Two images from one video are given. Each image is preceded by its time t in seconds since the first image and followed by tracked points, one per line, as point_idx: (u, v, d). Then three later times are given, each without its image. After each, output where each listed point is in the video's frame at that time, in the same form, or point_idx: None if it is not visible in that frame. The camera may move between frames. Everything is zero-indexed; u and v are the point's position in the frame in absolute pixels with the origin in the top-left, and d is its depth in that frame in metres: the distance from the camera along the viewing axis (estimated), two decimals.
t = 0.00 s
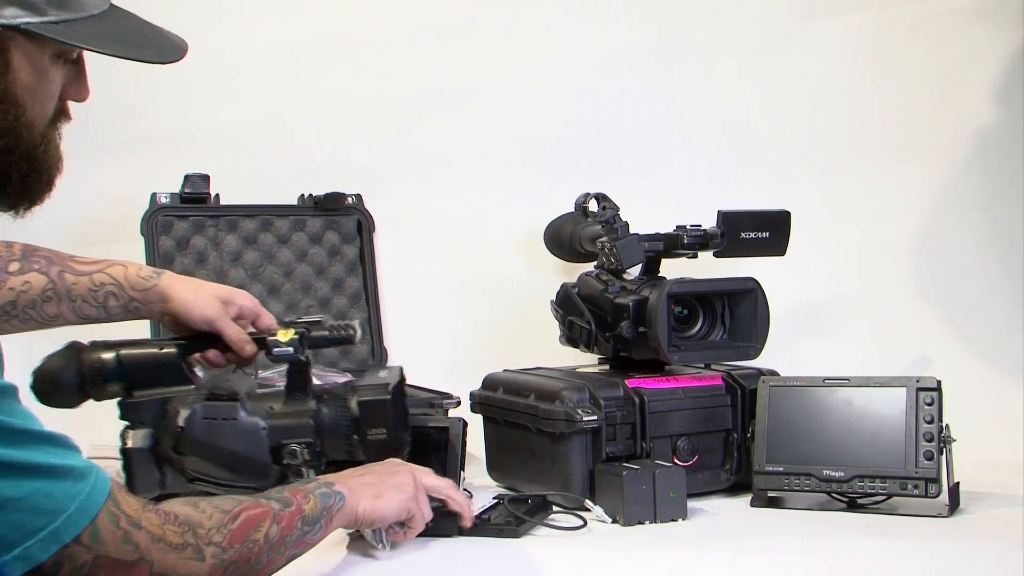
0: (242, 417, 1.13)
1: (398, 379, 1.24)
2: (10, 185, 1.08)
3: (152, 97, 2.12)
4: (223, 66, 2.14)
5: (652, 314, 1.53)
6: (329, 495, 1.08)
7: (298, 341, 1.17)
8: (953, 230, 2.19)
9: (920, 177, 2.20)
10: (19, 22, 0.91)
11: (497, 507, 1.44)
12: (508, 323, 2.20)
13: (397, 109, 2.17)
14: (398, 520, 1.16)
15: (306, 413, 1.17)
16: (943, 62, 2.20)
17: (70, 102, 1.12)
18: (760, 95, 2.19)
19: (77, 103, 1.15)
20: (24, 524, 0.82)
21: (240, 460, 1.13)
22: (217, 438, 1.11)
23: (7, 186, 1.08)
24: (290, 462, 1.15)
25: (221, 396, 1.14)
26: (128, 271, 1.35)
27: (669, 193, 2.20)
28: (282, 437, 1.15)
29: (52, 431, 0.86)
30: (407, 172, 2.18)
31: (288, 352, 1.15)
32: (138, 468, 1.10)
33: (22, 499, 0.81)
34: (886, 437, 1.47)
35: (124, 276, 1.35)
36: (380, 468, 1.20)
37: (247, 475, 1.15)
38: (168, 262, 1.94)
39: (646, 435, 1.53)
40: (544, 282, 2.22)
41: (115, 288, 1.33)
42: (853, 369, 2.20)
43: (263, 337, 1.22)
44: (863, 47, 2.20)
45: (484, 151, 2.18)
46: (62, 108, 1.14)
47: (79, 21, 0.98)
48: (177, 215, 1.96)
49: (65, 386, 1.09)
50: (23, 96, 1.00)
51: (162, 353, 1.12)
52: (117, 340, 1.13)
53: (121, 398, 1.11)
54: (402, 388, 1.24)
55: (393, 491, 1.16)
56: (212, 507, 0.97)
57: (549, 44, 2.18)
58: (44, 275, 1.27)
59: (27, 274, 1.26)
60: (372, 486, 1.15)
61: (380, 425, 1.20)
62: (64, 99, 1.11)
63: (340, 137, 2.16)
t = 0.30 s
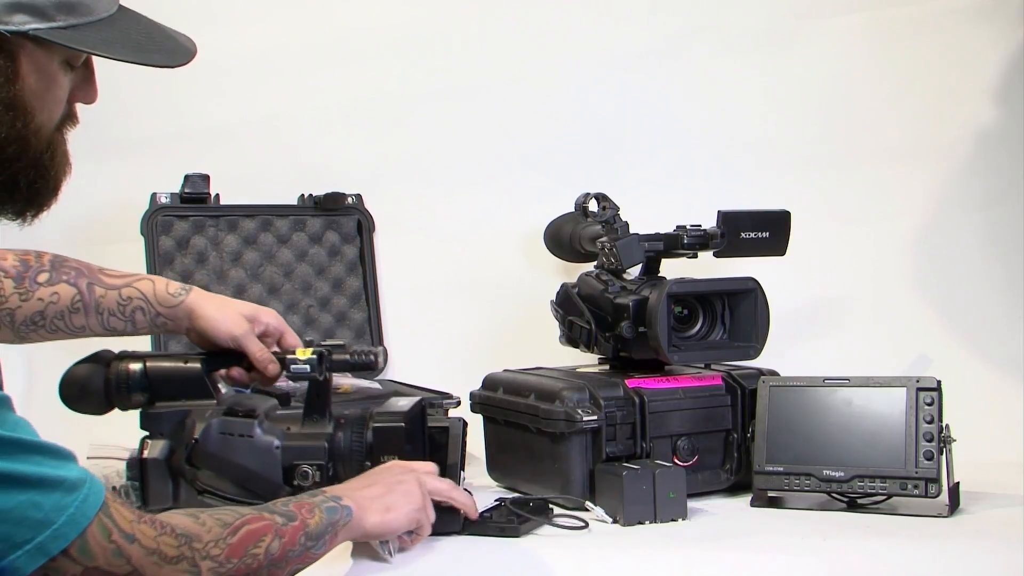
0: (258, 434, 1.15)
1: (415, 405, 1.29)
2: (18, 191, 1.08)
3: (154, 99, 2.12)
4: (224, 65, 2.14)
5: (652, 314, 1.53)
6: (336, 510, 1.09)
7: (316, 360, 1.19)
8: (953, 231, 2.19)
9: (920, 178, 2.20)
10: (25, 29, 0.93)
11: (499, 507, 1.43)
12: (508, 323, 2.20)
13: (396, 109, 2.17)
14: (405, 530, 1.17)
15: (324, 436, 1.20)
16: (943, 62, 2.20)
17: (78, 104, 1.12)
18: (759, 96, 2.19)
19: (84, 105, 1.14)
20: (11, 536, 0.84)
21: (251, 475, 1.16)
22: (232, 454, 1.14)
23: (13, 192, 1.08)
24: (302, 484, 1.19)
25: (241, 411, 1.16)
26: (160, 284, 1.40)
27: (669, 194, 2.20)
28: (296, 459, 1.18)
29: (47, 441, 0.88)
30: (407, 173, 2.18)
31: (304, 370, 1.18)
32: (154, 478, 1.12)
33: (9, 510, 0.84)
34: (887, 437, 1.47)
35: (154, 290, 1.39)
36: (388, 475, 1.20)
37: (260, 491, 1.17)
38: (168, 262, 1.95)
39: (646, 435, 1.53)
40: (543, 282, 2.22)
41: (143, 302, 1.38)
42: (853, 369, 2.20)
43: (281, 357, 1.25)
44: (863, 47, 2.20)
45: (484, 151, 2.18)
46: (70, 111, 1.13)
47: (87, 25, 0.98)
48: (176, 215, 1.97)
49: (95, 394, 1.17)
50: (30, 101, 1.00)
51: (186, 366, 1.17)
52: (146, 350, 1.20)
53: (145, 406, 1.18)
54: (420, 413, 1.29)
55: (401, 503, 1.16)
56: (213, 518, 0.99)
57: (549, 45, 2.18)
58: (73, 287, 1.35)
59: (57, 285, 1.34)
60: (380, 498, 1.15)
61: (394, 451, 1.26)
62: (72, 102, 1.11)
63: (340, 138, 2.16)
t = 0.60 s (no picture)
0: (275, 441, 1.28)
1: (432, 414, 1.32)
2: (20, 185, 1.08)
3: (153, 99, 2.12)
4: (224, 65, 2.14)
5: (652, 315, 1.53)
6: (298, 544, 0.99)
7: (333, 367, 1.22)
8: (953, 230, 2.19)
9: (920, 178, 2.20)
10: (23, 24, 0.93)
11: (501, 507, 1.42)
12: (508, 323, 2.21)
13: (397, 108, 2.17)
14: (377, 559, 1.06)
15: (341, 442, 1.27)
16: (943, 62, 2.20)
17: (78, 98, 1.12)
18: (759, 96, 2.19)
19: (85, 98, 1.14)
20: None
21: (270, 482, 1.29)
22: (246, 458, 1.29)
23: (16, 186, 1.08)
24: (320, 489, 1.27)
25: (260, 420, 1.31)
26: (183, 292, 1.43)
27: (669, 194, 2.20)
28: (313, 465, 1.27)
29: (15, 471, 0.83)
30: (407, 173, 2.18)
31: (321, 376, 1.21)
32: (175, 483, 1.38)
33: None
34: (887, 437, 1.47)
35: (175, 297, 1.42)
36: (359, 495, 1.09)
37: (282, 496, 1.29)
38: (168, 264, 1.90)
39: (646, 435, 1.53)
40: (543, 282, 2.22)
41: (163, 309, 1.41)
42: (852, 369, 2.20)
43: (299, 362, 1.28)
44: (863, 47, 2.20)
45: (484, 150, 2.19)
46: (71, 105, 1.13)
47: (84, 18, 0.98)
48: (176, 215, 1.92)
49: (114, 401, 1.25)
50: (30, 96, 1.00)
51: (204, 372, 1.27)
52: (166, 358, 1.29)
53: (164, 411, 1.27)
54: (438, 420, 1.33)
55: (370, 532, 1.05)
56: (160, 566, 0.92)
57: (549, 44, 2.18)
58: (92, 293, 1.41)
59: (78, 291, 1.40)
60: (347, 527, 1.04)
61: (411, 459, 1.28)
62: (72, 95, 1.11)
63: (339, 138, 2.16)
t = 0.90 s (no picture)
0: (314, 452, 1.06)
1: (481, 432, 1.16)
2: (19, 187, 1.08)
3: (154, 99, 2.13)
4: (224, 65, 2.14)
5: (652, 315, 1.53)
6: None
7: (369, 376, 1.13)
8: (954, 230, 2.19)
9: (920, 178, 2.20)
10: (23, 25, 0.93)
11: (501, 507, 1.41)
12: (508, 323, 2.21)
13: (397, 109, 2.17)
14: None
15: (380, 458, 1.06)
16: (943, 62, 2.20)
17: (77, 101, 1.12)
18: (759, 96, 2.19)
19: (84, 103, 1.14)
20: None
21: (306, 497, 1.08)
22: (287, 471, 1.05)
23: (15, 187, 1.07)
24: (358, 504, 1.05)
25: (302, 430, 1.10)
26: (229, 304, 1.44)
27: (668, 194, 2.20)
28: (351, 478, 1.05)
29: None
30: (407, 172, 2.18)
31: (356, 386, 1.12)
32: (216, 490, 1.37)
33: None
34: (887, 437, 1.47)
35: (221, 311, 1.44)
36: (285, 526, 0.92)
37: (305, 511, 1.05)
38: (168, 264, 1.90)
39: (646, 435, 1.53)
40: (543, 282, 2.22)
41: (210, 323, 1.44)
42: (852, 369, 2.20)
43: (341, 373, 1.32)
44: (863, 47, 2.20)
45: (484, 151, 2.19)
46: (70, 108, 1.13)
47: (87, 22, 0.96)
48: (177, 215, 1.92)
49: (165, 410, 1.39)
50: (30, 96, 1.01)
51: (248, 383, 1.36)
52: (217, 371, 1.41)
53: (210, 420, 1.38)
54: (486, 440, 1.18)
55: None
56: None
57: (548, 45, 2.18)
58: (142, 303, 1.43)
59: (126, 302, 1.42)
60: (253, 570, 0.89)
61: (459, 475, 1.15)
62: (71, 98, 1.11)
63: (340, 138, 2.17)
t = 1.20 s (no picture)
0: (333, 451, 1.33)
1: (489, 432, 1.38)
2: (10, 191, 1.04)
3: (154, 99, 2.13)
4: (223, 64, 2.14)
5: (652, 315, 1.53)
6: None
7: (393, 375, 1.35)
8: (954, 230, 2.19)
9: (920, 178, 2.20)
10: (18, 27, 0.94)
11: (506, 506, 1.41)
12: (508, 323, 2.21)
13: (396, 109, 2.17)
14: None
15: (399, 456, 1.36)
16: (943, 61, 2.19)
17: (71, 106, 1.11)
18: (759, 96, 2.19)
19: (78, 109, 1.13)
20: None
21: (326, 491, 1.34)
22: (307, 468, 1.32)
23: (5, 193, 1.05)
24: (376, 500, 1.35)
25: (319, 429, 1.34)
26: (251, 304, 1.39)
27: (668, 194, 2.20)
28: (371, 477, 1.35)
29: None
30: (407, 172, 2.18)
31: (381, 383, 1.34)
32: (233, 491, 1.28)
33: None
34: (887, 437, 1.47)
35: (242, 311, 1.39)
36: (219, 540, 1.01)
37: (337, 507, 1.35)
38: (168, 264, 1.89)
39: (646, 435, 1.53)
40: (543, 282, 2.22)
41: (234, 323, 1.38)
42: (852, 368, 2.20)
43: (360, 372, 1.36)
44: (863, 47, 2.20)
45: (484, 150, 2.19)
46: (64, 114, 1.12)
47: (80, 25, 0.97)
48: (177, 215, 1.92)
49: (183, 409, 1.42)
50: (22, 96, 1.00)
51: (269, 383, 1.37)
52: (232, 371, 1.42)
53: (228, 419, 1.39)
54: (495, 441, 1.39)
55: None
56: None
57: (548, 45, 2.18)
58: (163, 307, 1.36)
59: (147, 306, 1.35)
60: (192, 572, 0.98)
61: (468, 474, 1.34)
62: (65, 103, 1.10)
63: (339, 138, 2.17)
